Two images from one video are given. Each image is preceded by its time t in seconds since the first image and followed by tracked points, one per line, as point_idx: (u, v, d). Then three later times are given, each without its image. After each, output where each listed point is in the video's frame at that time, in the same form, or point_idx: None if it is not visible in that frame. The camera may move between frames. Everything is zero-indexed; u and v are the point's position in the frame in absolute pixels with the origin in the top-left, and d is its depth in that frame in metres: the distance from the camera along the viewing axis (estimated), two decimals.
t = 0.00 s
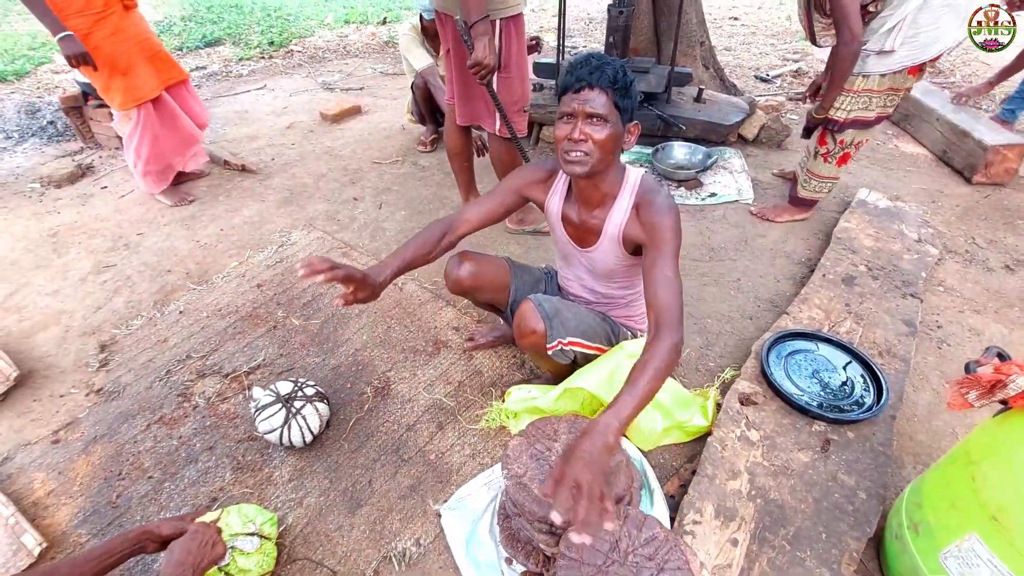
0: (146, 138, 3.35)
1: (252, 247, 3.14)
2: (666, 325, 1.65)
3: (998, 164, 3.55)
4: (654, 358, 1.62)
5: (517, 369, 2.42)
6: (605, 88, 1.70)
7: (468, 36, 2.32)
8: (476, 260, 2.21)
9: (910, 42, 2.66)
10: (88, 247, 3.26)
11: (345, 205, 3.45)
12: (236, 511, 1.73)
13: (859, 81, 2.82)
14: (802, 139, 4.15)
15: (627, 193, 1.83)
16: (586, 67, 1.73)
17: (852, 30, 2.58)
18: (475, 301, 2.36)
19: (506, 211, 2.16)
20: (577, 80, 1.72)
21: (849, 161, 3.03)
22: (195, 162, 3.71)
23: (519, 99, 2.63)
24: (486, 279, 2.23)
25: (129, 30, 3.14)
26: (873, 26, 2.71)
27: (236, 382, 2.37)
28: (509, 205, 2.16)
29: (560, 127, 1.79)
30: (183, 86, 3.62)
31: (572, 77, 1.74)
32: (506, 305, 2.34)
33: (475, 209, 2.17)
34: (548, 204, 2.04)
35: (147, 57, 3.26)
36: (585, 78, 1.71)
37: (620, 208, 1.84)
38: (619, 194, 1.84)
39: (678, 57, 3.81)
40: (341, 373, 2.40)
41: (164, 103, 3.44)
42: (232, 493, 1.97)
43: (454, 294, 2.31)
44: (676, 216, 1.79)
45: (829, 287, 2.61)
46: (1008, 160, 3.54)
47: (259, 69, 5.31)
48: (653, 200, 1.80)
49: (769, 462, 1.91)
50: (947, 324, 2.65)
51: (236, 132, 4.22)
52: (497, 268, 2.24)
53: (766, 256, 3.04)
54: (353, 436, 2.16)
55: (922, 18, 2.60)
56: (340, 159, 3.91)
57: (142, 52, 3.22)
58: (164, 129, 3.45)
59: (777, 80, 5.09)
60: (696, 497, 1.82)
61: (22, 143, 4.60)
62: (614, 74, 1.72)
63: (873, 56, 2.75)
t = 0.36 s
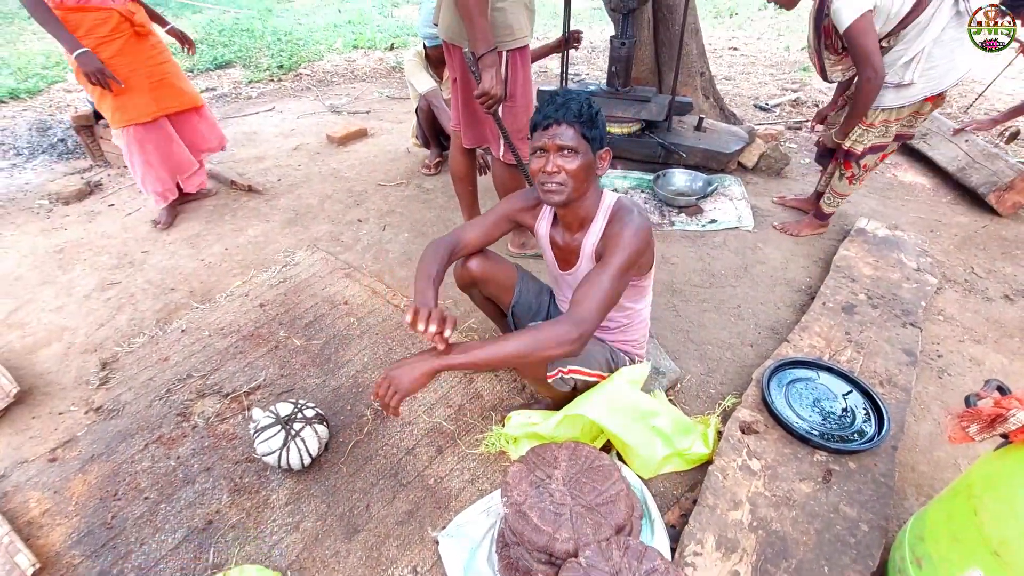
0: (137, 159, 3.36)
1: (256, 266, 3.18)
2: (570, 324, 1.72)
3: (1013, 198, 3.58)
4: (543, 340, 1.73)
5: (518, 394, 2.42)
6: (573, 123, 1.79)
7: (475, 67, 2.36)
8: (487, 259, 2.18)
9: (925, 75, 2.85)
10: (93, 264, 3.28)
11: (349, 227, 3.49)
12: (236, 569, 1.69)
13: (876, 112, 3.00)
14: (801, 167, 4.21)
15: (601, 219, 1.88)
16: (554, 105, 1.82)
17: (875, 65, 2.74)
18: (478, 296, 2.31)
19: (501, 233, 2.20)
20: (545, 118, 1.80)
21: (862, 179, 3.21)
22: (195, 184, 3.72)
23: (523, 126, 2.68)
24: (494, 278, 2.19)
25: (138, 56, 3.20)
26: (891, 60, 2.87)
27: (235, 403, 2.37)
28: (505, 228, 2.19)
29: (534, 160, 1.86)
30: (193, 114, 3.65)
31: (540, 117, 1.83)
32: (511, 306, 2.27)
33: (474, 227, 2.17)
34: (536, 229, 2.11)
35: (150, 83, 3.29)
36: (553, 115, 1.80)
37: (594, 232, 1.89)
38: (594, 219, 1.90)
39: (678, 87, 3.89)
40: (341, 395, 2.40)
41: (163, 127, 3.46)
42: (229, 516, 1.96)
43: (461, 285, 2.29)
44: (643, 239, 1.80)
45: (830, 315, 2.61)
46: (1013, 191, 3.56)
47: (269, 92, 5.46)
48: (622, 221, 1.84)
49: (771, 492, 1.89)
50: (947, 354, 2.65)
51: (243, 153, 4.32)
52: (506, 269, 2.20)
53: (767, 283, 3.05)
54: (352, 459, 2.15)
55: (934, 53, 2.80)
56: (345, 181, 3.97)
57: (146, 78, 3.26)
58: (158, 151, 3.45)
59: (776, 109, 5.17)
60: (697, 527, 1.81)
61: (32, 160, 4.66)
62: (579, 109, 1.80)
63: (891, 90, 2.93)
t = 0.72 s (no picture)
0: (133, 159, 3.34)
1: (262, 265, 3.19)
2: (560, 325, 1.73)
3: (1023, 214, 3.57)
4: (533, 343, 1.74)
5: (520, 399, 2.41)
6: (561, 128, 1.79)
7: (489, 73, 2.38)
8: (491, 259, 2.17)
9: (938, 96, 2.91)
10: (99, 259, 3.30)
11: (355, 228, 3.50)
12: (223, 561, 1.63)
13: (888, 119, 3.03)
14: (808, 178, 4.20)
15: (595, 220, 1.88)
16: (541, 112, 1.82)
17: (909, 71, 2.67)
18: (482, 295, 2.27)
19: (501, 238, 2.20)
20: (533, 127, 1.80)
21: (865, 177, 3.21)
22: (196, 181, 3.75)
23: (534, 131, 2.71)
24: (496, 279, 2.18)
25: (139, 57, 3.20)
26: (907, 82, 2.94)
27: (237, 402, 2.36)
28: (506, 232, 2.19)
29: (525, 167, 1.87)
30: (193, 116, 3.64)
31: (528, 126, 1.83)
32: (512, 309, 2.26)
33: (473, 237, 2.18)
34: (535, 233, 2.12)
35: (149, 85, 3.29)
36: (540, 123, 1.80)
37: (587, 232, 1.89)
38: (587, 220, 1.90)
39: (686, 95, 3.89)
40: (344, 396, 2.40)
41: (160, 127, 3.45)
42: (229, 515, 1.95)
43: (465, 286, 2.28)
44: (635, 238, 1.80)
45: (835, 327, 2.60)
46: None
47: (278, 92, 5.49)
48: (614, 221, 1.84)
49: (773, 504, 1.88)
50: (952, 368, 2.64)
51: (251, 152, 4.35)
52: (508, 269, 2.19)
53: (772, 293, 3.05)
54: (353, 461, 2.14)
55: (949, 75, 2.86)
56: (352, 182, 3.99)
57: (145, 78, 3.25)
58: (154, 152, 3.42)
59: (784, 119, 5.17)
60: (698, 538, 1.80)
61: (41, 155, 4.69)
62: (566, 115, 1.80)
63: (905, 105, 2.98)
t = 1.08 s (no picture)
0: (119, 166, 3.33)
1: (262, 267, 3.19)
2: (567, 323, 1.73)
3: None
4: (541, 342, 1.75)
5: (520, 403, 2.41)
6: (569, 131, 1.79)
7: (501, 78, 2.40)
8: (495, 262, 2.17)
9: (938, 108, 2.91)
10: (100, 260, 3.30)
11: (356, 230, 3.51)
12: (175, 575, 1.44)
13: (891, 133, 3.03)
14: (809, 183, 4.21)
15: (603, 221, 1.89)
16: (550, 115, 1.82)
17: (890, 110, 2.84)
18: (484, 300, 2.27)
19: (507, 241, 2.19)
20: (541, 129, 1.80)
21: (864, 187, 3.18)
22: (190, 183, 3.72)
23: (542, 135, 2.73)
24: (499, 284, 2.17)
25: (124, 64, 3.15)
26: (908, 96, 2.95)
27: (236, 404, 2.36)
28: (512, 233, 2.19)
29: (534, 170, 1.87)
30: (186, 121, 3.59)
31: (536, 128, 1.83)
32: (513, 312, 2.23)
33: (477, 239, 2.17)
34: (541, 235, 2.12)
35: (135, 92, 3.23)
36: (549, 125, 1.80)
37: (595, 233, 1.89)
38: (595, 221, 1.91)
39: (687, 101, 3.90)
40: (343, 398, 2.39)
41: (147, 133, 3.41)
42: (226, 517, 1.95)
43: (466, 288, 2.27)
44: (642, 237, 1.82)
45: (835, 333, 2.60)
46: None
47: (280, 94, 5.51)
48: (622, 221, 1.85)
49: (773, 511, 1.87)
50: (952, 375, 2.63)
51: (253, 154, 4.36)
52: (510, 274, 2.18)
53: (772, 299, 3.04)
54: (352, 464, 2.14)
55: (949, 87, 2.86)
56: (353, 184, 4.00)
57: (129, 86, 3.20)
58: (139, 157, 3.40)
59: (785, 125, 5.18)
60: (697, 544, 1.79)
61: (43, 155, 4.70)
62: (574, 117, 1.81)
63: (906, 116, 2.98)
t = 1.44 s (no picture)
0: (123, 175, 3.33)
1: (263, 274, 3.20)
2: (567, 322, 1.74)
3: None
4: (541, 343, 1.75)
5: (520, 410, 2.40)
6: (561, 147, 1.78)
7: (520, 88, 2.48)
8: (495, 278, 2.17)
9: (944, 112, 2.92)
10: (102, 267, 3.31)
11: (357, 238, 3.51)
12: None
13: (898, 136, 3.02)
14: (810, 189, 4.20)
15: (599, 227, 1.89)
16: (541, 131, 1.81)
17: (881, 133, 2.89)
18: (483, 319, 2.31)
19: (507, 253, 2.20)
20: (533, 147, 1.79)
21: (873, 192, 3.19)
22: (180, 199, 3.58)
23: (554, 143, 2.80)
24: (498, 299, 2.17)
25: (110, 82, 3.02)
26: (908, 108, 2.97)
27: (236, 412, 2.36)
28: (511, 246, 2.20)
29: (528, 186, 1.86)
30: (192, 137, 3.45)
31: (528, 145, 1.82)
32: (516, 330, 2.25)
33: (473, 257, 2.17)
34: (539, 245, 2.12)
35: (119, 111, 3.10)
36: (540, 143, 1.79)
37: (593, 237, 1.89)
38: (592, 228, 1.90)
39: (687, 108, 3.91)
40: (342, 406, 2.39)
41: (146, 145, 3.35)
42: (225, 526, 1.94)
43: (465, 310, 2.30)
44: (640, 238, 1.82)
45: (837, 340, 2.59)
46: None
47: (282, 102, 5.55)
48: (620, 224, 1.85)
49: (774, 520, 1.86)
50: (955, 382, 2.61)
51: (255, 161, 4.38)
52: (510, 287, 2.17)
53: (772, 306, 3.03)
54: (351, 473, 2.13)
55: (947, 88, 2.88)
56: (355, 191, 4.01)
57: (115, 104, 3.08)
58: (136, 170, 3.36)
59: (785, 131, 5.18)
60: (698, 554, 1.78)
61: (47, 163, 4.73)
62: (564, 131, 1.80)
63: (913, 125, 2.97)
